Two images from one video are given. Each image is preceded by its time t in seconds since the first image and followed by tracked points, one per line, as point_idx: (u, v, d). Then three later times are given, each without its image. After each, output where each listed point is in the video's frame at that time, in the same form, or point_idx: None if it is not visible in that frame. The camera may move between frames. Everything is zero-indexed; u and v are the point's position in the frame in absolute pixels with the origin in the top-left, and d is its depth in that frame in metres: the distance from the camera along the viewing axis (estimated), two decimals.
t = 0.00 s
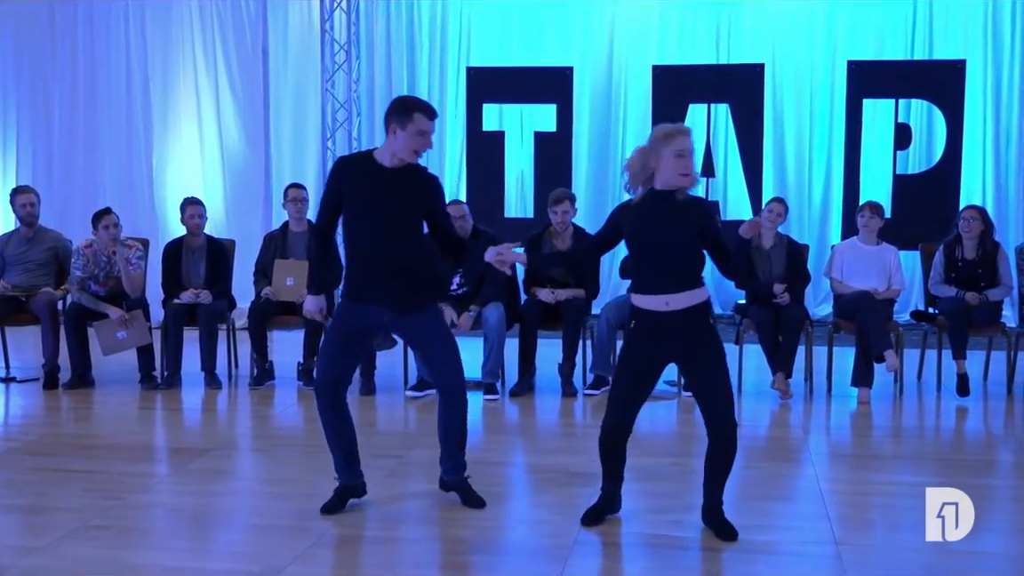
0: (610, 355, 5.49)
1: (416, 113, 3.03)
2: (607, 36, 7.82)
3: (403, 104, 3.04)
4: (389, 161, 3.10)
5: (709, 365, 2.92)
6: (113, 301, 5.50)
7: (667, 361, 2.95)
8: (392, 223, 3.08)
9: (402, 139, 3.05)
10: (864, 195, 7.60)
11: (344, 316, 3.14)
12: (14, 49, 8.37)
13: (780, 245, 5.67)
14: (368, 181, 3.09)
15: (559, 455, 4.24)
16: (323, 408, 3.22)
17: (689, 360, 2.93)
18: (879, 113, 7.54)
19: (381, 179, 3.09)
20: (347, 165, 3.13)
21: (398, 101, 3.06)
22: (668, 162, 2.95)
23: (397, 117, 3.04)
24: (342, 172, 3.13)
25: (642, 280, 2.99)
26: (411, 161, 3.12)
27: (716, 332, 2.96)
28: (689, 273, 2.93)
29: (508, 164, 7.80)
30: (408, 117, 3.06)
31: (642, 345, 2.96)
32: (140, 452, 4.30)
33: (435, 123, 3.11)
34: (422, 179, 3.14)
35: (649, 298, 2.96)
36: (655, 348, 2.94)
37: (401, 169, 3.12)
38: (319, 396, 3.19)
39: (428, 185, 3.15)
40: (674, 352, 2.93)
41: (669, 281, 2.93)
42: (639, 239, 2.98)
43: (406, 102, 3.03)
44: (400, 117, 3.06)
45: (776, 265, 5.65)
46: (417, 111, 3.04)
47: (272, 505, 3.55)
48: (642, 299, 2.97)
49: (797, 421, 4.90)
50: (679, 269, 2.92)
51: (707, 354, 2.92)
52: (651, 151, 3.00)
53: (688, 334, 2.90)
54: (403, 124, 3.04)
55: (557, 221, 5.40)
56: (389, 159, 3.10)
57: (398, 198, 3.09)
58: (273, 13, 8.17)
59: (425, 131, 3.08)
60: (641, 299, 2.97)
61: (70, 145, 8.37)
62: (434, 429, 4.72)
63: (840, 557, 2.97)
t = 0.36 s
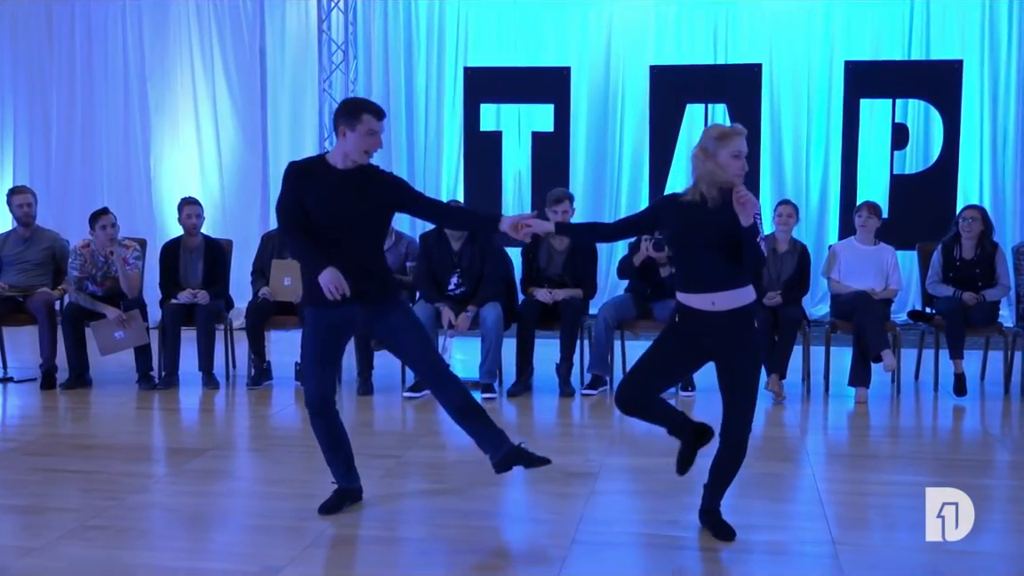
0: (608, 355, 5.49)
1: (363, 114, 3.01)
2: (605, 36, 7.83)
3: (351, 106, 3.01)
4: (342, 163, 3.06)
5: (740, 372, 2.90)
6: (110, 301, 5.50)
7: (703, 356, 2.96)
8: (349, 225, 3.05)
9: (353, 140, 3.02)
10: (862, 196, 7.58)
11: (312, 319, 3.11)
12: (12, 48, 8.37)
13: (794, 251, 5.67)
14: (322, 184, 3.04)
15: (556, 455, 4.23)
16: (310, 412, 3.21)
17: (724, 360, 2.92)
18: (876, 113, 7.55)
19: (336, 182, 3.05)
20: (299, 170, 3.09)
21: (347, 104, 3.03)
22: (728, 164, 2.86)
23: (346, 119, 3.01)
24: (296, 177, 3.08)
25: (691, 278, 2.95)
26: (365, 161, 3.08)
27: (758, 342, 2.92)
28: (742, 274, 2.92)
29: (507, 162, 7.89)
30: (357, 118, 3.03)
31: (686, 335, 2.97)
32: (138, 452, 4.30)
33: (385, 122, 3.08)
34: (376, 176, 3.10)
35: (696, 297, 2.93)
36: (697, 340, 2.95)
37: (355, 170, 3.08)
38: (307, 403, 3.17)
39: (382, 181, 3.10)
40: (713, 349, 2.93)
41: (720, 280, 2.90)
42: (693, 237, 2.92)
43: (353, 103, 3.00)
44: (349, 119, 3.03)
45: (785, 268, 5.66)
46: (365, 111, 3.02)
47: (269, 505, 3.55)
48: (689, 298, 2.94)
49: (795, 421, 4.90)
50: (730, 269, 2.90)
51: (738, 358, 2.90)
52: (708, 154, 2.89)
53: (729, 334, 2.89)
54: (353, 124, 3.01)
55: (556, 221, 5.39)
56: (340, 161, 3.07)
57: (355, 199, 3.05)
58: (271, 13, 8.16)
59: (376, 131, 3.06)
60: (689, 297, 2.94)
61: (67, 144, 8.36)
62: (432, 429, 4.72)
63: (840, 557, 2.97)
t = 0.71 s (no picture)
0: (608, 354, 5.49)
1: (418, 109, 2.99)
2: (605, 36, 7.83)
3: (404, 101, 2.99)
4: (396, 159, 3.05)
5: (699, 365, 2.84)
6: (111, 301, 5.50)
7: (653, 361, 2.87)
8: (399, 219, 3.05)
9: (410, 135, 3.00)
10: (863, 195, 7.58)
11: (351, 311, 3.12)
12: (12, 49, 8.37)
13: (800, 247, 5.65)
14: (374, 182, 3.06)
15: (556, 455, 4.23)
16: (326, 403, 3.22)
17: (678, 358, 2.85)
18: (877, 112, 7.55)
19: (385, 180, 3.05)
20: (352, 166, 3.10)
21: (401, 98, 3.01)
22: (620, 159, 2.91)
23: (399, 115, 2.99)
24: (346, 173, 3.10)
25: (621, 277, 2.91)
26: (419, 155, 3.07)
27: (700, 327, 2.86)
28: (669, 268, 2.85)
29: (507, 162, 7.89)
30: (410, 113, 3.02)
31: (627, 345, 2.86)
32: (137, 453, 4.30)
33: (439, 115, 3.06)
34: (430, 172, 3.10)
35: (627, 295, 2.87)
36: (643, 350, 2.85)
37: (410, 164, 3.08)
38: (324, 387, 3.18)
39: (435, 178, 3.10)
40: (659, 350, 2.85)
41: (648, 276, 2.84)
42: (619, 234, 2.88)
43: (406, 99, 2.98)
44: (402, 114, 3.01)
45: (792, 263, 5.65)
46: (419, 106, 2.99)
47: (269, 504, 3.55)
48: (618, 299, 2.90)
49: (795, 421, 4.90)
50: (657, 264, 2.83)
51: (693, 351, 2.84)
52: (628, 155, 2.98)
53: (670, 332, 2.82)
54: (407, 119, 2.99)
55: (554, 220, 5.40)
56: (396, 157, 3.06)
57: (404, 197, 3.05)
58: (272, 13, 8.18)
59: (430, 124, 3.04)
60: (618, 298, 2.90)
61: (68, 144, 8.36)
62: (431, 429, 4.72)
63: (840, 558, 2.97)
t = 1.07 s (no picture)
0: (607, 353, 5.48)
1: (429, 122, 2.97)
2: (605, 36, 7.83)
3: (415, 114, 2.98)
4: (404, 173, 3.03)
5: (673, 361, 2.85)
6: (111, 301, 5.51)
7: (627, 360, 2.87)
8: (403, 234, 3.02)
9: (419, 150, 2.98)
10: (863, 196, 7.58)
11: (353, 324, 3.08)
12: (13, 49, 8.38)
13: (783, 243, 5.68)
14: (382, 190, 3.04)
15: (556, 455, 4.23)
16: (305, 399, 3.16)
17: (651, 357, 2.86)
18: (877, 112, 7.55)
19: (392, 190, 3.03)
20: (362, 175, 3.10)
21: (411, 111, 3.00)
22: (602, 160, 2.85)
23: (410, 128, 2.98)
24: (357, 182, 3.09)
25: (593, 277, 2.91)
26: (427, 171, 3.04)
27: (670, 327, 2.87)
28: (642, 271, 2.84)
29: (508, 162, 7.90)
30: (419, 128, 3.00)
31: (601, 343, 2.86)
32: (138, 453, 4.29)
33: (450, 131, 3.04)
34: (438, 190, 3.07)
35: (600, 296, 2.88)
36: (614, 351, 2.85)
37: (418, 179, 3.05)
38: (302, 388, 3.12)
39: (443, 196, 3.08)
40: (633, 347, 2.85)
41: (618, 280, 2.84)
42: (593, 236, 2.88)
43: (417, 112, 2.97)
44: (413, 128, 3.00)
45: (777, 261, 5.68)
46: (430, 120, 2.98)
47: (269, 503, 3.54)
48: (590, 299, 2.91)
49: (795, 421, 4.90)
50: (630, 267, 2.83)
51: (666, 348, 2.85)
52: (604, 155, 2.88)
53: (644, 329, 2.83)
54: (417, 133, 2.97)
55: (555, 221, 5.40)
56: (404, 171, 3.03)
57: (410, 213, 3.03)
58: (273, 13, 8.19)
59: (441, 139, 3.01)
60: (589, 298, 2.91)
61: (67, 145, 8.36)
62: (432, 429, 4.71)
63: (840, 558, 2.96)
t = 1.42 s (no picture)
0: (608, 353, 5.48)
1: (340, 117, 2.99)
2: (605, 36, 7.83)
3: (328, 111, 3.00)
4: (319, 171, 3.03)
5: (714, 378, 2.81)
6: (111, 301, 5.51)
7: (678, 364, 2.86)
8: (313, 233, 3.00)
9: (330, 146, 2.99)
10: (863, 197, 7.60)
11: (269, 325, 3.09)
12: (13, 49, 8.39)
13: (774, 239, 5.66)
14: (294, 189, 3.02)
15: (555, 455, 4.23)
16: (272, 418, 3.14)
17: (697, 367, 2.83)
18: (877, 112, 7.55)
19: (305, 188, 3.01)
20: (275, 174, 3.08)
21: (326, 109, 3.02)
22: (703, 164, 2.84)
23: (322, 124, 2.99)
24: (267, 181, 3.08)
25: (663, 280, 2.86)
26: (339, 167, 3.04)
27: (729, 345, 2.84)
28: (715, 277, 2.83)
29: (507, 162, 7.87)
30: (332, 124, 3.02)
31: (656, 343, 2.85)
32: (137, 453, 4.29)
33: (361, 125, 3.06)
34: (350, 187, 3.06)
35: (667, 300, 2.84)
36: (668, 351, 2.84)
37: (331, 176, 3.04)
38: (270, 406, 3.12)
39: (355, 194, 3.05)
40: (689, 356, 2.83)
41: (691, 285, 2.81)
42: (660, 234, 2.83)
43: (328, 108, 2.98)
44: (325, 125, 3.01)
45: (771, 257, 5.66)
46: (341, 115, 3.00)
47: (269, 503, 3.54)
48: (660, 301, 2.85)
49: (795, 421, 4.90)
50: (704, 273, 2.81)
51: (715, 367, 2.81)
52: (683, 151, 2.86)
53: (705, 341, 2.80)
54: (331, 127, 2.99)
55: (557, 222, 5.40)
56: (317, 169, 3.03)
57: (320, 212, 2.99)
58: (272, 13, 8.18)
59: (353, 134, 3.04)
60: (660, 300, 2.85)
61: (67, 145, 8.36)
62: (433, 429, 4.71)
63: (840, 558, 2.96)
